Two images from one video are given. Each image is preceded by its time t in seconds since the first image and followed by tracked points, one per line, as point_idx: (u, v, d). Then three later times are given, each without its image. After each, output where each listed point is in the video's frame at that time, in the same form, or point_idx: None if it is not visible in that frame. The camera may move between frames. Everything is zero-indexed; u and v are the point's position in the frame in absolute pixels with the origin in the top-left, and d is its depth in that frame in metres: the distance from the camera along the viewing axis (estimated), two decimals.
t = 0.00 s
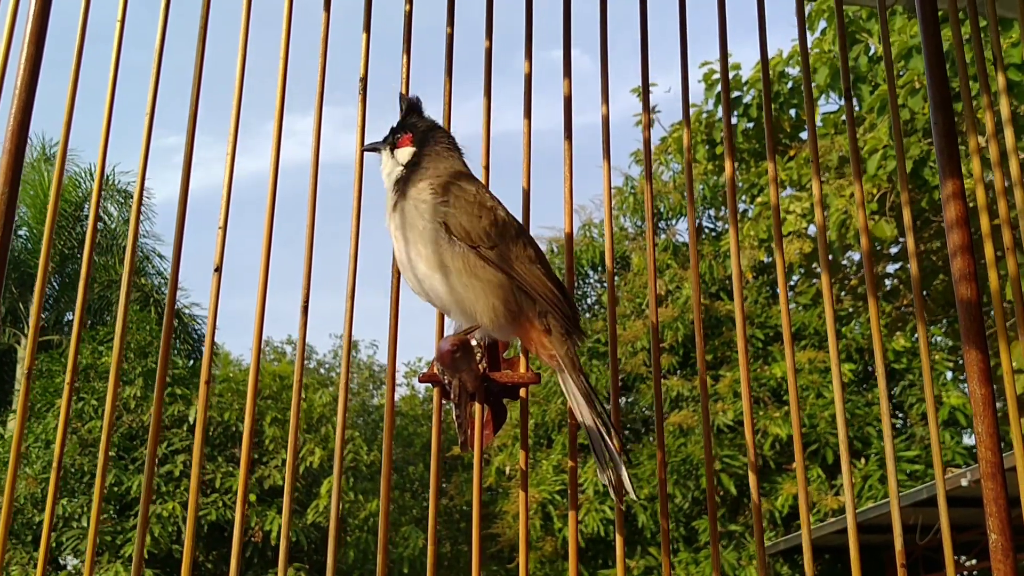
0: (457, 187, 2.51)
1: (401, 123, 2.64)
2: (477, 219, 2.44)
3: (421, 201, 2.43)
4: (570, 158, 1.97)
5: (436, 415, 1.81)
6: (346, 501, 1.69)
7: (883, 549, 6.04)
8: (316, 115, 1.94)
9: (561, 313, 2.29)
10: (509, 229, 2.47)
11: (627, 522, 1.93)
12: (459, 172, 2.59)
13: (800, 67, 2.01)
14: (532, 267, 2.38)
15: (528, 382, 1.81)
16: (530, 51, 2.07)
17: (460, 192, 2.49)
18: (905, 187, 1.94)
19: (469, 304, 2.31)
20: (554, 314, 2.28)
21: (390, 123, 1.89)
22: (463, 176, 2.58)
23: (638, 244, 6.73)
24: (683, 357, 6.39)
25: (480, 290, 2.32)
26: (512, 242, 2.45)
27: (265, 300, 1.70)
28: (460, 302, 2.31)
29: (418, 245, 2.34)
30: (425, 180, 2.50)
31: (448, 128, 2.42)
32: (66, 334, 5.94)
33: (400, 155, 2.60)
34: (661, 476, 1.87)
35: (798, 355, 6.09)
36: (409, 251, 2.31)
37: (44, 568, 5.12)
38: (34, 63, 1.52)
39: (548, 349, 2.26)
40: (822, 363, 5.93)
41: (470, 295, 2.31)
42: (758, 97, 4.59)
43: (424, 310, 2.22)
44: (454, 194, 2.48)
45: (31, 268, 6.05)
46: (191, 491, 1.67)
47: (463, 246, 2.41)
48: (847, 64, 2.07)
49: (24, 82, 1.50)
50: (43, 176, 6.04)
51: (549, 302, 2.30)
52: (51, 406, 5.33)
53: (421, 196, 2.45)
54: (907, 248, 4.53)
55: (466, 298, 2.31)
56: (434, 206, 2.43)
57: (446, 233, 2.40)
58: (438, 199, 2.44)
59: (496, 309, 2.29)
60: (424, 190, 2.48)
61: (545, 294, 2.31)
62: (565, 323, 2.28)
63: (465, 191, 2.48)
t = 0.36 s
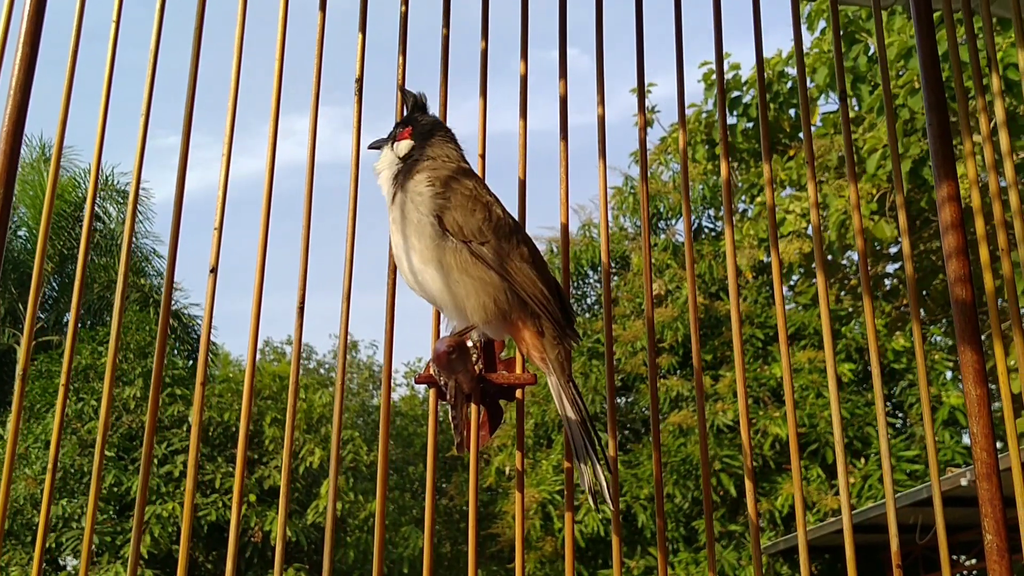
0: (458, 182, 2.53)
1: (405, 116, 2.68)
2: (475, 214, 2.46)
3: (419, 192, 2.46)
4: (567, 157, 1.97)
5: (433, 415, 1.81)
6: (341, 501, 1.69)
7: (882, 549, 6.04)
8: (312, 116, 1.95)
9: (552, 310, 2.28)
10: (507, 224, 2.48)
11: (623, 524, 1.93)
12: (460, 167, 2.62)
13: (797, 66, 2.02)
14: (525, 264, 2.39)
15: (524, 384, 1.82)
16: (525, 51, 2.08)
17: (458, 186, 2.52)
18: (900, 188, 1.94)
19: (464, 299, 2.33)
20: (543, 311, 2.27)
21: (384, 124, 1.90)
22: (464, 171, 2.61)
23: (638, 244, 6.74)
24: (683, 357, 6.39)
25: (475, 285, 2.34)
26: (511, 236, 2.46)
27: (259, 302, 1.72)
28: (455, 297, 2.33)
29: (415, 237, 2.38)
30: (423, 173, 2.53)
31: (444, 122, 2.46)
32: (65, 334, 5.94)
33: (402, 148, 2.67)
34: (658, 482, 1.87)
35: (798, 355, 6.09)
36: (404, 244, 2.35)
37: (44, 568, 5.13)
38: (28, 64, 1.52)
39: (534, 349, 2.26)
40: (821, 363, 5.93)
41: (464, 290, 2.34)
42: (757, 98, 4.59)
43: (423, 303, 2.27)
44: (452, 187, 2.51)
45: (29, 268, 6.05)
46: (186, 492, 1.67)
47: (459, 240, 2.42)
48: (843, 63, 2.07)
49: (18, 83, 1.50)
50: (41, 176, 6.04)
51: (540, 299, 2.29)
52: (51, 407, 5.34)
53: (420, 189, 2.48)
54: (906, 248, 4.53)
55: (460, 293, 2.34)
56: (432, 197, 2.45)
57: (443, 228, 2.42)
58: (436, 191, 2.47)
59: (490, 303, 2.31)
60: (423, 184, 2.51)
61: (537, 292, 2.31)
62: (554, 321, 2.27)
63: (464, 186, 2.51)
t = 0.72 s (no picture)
0: (463, 183, 2.53)
1: (414, 111, 2.66)
2: (477, 216, 2.46)
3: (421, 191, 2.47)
4: (567, 158, 1.97)
5: (433, 417, 1.81)
6: (341, 503, 1.69)
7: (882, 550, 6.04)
8: (313, 118, 1.94)
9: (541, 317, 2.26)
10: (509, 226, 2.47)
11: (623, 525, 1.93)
12: (466, 167, 2.62)
13: (797, 68, 2.02)
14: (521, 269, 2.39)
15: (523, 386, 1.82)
16: (525, 52, 2.08)
17: (462, 187, 2.51)
18: (900, 189, 1.94)
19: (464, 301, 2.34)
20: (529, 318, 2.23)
21: (384, 125, 1.90)
22: (470, 171, 2.60)
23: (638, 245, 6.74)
24: (683, 358, 6.39)
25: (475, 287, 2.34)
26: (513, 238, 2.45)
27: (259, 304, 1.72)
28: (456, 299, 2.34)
29: (417, 237, 2.39)
30: (427, 173, 2.53)
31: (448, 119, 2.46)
32: (65, 335, 5.94)
33: (410, 144, 2.61)
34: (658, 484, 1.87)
35: (797, 356, 6.09)
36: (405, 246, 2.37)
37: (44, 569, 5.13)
38: (28, 67, 1.51)
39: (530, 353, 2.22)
40: (821, 364, 5.94)
41: (465, 293, 2.34)
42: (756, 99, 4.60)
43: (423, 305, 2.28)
44: (454, 186, 2.51)
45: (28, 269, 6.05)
46: (186, 493, 1.67)
47: (461, 242, 2.42)
48: (843, 64, 2.07)
49: (19, 84, 1.49)
50: (40, 177, 6.04)
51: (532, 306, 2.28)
52: (50, 408, 5.34)
53: (424, 189, 2.49)
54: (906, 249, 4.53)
55: (461, 295, 2.34)
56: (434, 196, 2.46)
57: (445, 229, 2.42)
58: (439, 192, 2.47)
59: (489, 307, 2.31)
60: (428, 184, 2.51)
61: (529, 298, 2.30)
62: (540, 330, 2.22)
63: (467, 187, 2.51)
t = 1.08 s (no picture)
0: (463, 182, 2.53)
1: (414, 108, 2.67)
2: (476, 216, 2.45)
3: (420, 190, 2.48)
4: (563, 155, 1.97)
5: (430, 415, 1.80)
6: (337, 501, 1.69)
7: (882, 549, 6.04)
8: (309, 118, 1.94)
9: (528, 318, 2.23)
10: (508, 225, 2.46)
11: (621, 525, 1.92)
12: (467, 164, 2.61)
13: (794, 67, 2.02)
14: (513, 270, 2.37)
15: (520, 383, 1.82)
16: (521, 50, 2.07)
17: (462, 186, 2.51)
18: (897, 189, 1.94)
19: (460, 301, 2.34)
20: (514, 320, 2.20)
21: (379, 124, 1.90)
22: (471, 169, 2.60)
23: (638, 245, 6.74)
24: (682, 358, 6.39)
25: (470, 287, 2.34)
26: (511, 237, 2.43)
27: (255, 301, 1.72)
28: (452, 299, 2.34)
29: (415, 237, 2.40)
30: (428, 171, 2.54)
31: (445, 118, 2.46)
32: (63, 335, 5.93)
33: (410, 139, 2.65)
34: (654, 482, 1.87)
35: (797, 355, 6.09)
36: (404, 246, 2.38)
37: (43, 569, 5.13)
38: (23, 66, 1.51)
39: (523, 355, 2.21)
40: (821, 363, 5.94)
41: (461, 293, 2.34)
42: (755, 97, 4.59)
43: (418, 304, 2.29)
44: (454, 185, 2.51)
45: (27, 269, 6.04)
46: (182, 491, 1.67)
47: (460, 241, 2.42)
48: (841, 63, 2.07)
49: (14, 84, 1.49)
50: (39, 177, 6.03)
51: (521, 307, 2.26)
52: (49, 408, 5.34)
53: (424, 188, 2.50)
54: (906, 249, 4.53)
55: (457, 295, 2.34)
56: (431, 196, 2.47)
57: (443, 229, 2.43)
58: (438, 191, 2.48)
59: (479, 307, 2.30)
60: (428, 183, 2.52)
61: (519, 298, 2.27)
62: (528, 330, 2.20)
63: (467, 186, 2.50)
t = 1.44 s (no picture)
0: (465, 181, 2.54)
1: (414, 108, 2.66)
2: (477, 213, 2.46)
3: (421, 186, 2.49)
4: (563, 154, 1.97)
5: (430, 414, 1.80)
6: (337, 500, 1.69)
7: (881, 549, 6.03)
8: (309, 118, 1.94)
9: (523, 315, 2.23)
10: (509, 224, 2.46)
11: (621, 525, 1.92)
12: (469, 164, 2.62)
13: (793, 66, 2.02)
14: (510, 267, 2.37)
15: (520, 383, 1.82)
16: (521, 49, 2.07)
17: (465, 185, 2.52)
18: (897, 188, 1.94)
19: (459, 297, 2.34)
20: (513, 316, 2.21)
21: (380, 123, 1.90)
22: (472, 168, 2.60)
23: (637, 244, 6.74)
24: (682, 357, 6.39)
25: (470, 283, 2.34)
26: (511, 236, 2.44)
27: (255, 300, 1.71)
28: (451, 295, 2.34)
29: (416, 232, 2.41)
30: (429, 169, 2.54)
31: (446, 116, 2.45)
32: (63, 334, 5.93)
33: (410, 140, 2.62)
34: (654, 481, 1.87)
35: (796, 355, 6.09)
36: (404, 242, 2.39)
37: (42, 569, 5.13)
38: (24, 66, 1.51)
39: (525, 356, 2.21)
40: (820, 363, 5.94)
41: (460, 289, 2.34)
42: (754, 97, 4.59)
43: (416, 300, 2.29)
44: (456, 184, 2.52)
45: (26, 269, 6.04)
46: (182, 490, 1.67)
47: (460, 239, 2.43)
48: (840, 63, 2.07)
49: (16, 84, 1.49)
50: (39, 177, 6.03)
51: (516, 303, 2.26)
52: (49, 408, 5.34)
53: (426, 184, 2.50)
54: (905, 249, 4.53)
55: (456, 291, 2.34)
56: (433, 191, 2.48)
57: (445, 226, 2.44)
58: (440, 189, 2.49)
59: (478, 303, 2.30)
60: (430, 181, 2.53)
61: (515, 295, 2.27)
62: (528, 327, 2.20)
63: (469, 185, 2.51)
